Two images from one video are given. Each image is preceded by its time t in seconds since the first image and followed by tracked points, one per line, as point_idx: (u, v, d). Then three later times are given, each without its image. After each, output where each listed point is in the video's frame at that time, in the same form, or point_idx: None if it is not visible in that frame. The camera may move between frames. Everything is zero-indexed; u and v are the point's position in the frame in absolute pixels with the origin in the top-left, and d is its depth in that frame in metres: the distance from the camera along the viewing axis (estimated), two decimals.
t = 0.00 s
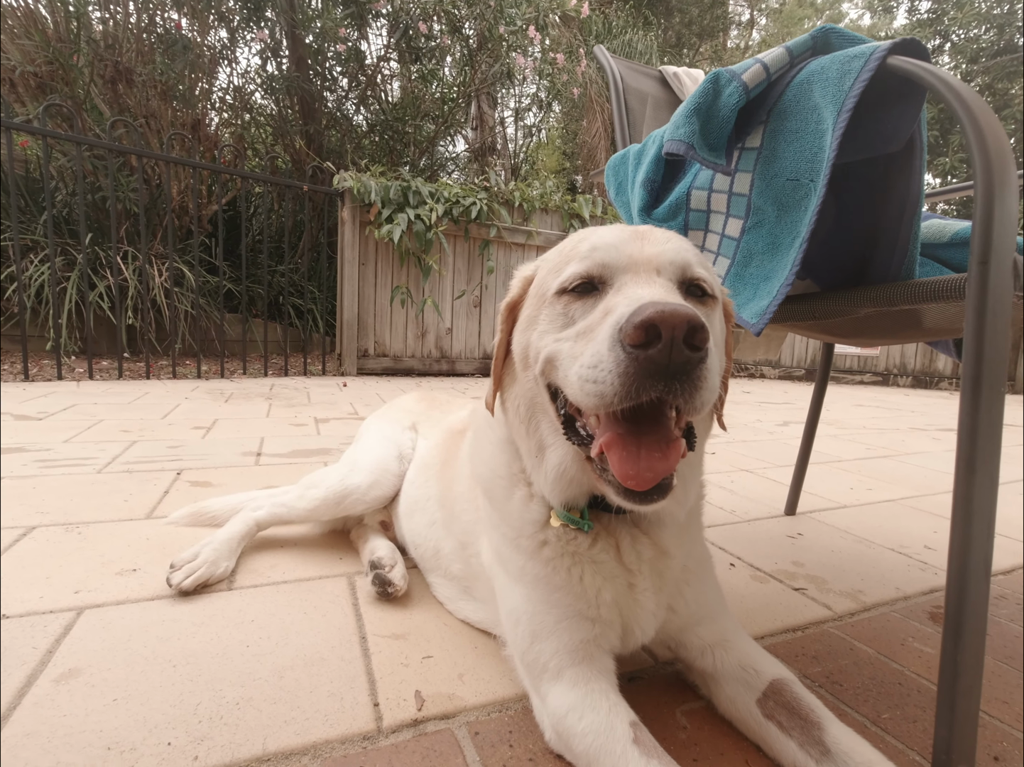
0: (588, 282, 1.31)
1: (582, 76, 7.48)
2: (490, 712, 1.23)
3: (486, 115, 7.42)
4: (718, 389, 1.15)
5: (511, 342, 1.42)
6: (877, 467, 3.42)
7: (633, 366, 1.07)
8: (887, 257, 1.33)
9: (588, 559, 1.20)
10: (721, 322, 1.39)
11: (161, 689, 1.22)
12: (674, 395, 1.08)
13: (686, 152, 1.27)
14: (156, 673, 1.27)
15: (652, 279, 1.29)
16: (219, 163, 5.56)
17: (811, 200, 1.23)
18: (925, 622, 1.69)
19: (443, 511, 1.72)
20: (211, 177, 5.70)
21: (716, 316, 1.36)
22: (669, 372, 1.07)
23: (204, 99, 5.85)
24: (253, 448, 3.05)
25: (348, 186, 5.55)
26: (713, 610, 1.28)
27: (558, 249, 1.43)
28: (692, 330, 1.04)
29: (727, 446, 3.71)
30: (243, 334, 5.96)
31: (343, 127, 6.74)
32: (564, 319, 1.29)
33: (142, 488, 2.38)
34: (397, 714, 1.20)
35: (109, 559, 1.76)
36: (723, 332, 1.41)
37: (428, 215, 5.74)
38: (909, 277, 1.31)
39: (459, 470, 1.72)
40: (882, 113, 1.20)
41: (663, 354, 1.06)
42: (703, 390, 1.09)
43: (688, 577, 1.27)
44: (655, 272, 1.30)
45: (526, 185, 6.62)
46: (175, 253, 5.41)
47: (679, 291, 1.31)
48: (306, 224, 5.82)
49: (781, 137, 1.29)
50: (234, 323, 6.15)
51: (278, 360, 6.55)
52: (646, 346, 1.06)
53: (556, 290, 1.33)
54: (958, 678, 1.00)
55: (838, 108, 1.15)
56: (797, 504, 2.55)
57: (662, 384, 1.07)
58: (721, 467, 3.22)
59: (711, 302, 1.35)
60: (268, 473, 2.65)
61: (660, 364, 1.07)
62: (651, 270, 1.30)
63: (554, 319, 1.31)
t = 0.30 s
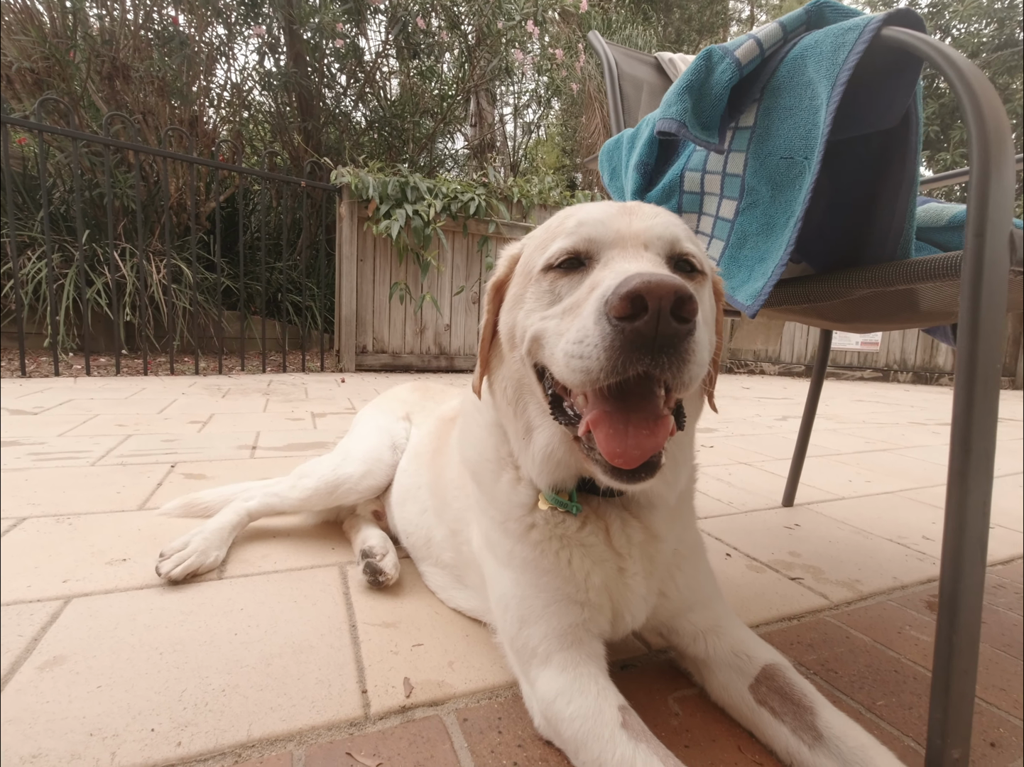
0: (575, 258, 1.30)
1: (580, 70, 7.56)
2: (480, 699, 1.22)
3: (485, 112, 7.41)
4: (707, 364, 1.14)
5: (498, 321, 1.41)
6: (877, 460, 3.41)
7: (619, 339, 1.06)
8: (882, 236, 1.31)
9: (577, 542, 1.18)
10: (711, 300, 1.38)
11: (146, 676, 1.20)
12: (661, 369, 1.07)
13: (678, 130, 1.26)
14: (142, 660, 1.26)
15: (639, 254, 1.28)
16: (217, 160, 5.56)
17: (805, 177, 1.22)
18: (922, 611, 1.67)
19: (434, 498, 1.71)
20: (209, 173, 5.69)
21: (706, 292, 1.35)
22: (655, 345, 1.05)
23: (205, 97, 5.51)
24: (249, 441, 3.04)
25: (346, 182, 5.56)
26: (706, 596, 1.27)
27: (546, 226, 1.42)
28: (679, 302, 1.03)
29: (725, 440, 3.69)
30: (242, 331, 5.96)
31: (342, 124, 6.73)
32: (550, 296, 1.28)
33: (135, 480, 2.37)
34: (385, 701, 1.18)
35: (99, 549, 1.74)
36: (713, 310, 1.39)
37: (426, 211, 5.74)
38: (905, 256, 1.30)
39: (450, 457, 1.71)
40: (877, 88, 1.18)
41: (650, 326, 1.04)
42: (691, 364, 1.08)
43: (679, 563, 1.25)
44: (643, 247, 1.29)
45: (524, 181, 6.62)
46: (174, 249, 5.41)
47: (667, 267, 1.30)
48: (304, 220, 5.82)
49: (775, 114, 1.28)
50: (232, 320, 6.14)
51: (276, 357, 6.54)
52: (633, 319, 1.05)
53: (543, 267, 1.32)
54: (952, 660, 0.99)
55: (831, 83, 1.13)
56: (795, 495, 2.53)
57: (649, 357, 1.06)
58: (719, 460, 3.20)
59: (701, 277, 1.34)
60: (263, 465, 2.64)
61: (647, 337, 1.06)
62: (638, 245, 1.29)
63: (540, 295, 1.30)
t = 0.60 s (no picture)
0: (554, 236, 1.31)
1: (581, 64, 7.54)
2: (472, 676, 1.23)
3: (485, 108, 7.41)
4: (684, 338, 1.15)
5: (485, 302, 1.44)
6: (877, 450, 3.40)
7: (590, 314, 1.09)
8: (872, 213, 1.31)
9: (566, 518, 1.19)
10: (694, 273, 1.38)
11: (141, 652, 1.21)
12: (633, 342, 1.09)
13: (666, 111, 1.26)
14: (140, 639, 1.27)
15: (616, 229, 1.29)
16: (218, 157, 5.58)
17: (793, 155, 1.22)
18: (917, 593, 1.67)
19: (428, 481, 1.73)
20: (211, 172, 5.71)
21: (688, 266, 1.35)
22: (626, 318, 1.08)
23: (204, 96, 5.72)
24: (249, 434, 3.06)
25: (346, 178, 5.58)
26: (696, 572, 1.27)
27: (527, 207, 1.44)
28: (646, 275, 1.05)
29: (725, 431, 3.69)
30: (245, 328, 5.99)
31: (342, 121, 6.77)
32: (530, 276, 1.30)
33: (136, 471, 2.39)
34: (378, 677, 1.20)
35: (99, 535, 1.76)
36: (698, 284, 1.39)
37: (426, 206, 5.74)
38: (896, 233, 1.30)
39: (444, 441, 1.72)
40: (865, 65, 1.18)
41: (619, 300, 1.07)
42: (664, 337, 1.10)
43: (669, 539, 1.26)
44: (620, 222, 1.30)
45: (524, 176, 6.62)
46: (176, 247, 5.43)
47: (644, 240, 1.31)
48: (306, 217, 5.84)
49: (764, 94, 1.28)
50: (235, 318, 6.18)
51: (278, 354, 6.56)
52: (602, 294, 1.08)
53: (523, 247, 1.34)
54: (938, 630, 0.99)
55: (817, 60, 1.13)
56: (793, 483, 2.52)
57: (620, 331, 1.09)
58: (718, 450, 3.20)
59: (682, 250, 1.34)
60: (262, 456, 2.66)
61: (616, 312, 1.08)
62: (615, 221, 1.30)
63: (522, 276, 1.32)
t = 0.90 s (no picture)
0: (502, 180, 1.32)
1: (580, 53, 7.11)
2: (445, 641, 1.21)
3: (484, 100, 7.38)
4: (629, 272, 1.15)
5: (445, 259, 1.47)
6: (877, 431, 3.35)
7: (525, 248, 1.11)
8: (852, 164, 1.30)
9: (536, 475, 1.21)
10: (653, 213, 1.37)
11: (108, 617, 1.18)
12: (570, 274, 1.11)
13: (638, 61, 1.24)
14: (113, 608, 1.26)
15: (563, 167, 1.29)
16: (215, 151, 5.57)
17: (768, 104, 1.19)
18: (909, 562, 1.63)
19: (409, 452, 1.73)
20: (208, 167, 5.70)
21: (645, 205, 1.34)
22: (560, 249, 1.10)
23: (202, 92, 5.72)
24: (242, 421, 3.05)
25: (343, 169, 5.56)
26: (673, 532, 1.26)
27: (481, 157, 1.46)
28: (576, 204, 1.08)
29: (722, 414, 3.65)
30: (245, 323, 5.99)
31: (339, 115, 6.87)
32: (481, 221, 1.32)
33: (125, 455, 2.38)
34: (350, 643, 1.18)
35: (81, 513, 1.75)
36: (657, 226, 1.38)
37: (423, 197, 5.72)
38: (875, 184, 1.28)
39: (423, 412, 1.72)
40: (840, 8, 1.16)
41: (551, 231, 1.09)
42: (601, 267, 1.11)
43: (644, 495, 1.26)
44: (568, 161, 1.31)
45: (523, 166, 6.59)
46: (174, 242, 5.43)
47: (595, 178, 1.31)
48: (304, 210, 5.83)
49: (738, 43, 1.25)
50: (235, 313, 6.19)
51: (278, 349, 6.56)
52: (535, 226, 1.10)
53: (475, 195, 1.36)
54: (917, 581, 0.96)
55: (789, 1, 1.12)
56: (787, 461, 2.48)
57: (556, 262, 1.11)
58: (715, 432, 3.16)
59: (637, 189, 1.32)
60: (253, 440, 2.65)
61: (549, 241, 1.10)
62: (563, 161, 1.31)
63: (475, 223, 1.34)
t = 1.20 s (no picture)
0: (495, 161, 1.32)
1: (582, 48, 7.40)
2: (448, 619, 1.21)
3: (487, 95, 7.37)
4: (622, 259, 1.15)
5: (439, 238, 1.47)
6: (884, 418, 3.32)
7: (515, 238, 1.10)
8: (855, 132, 1.29)
9: (536, 453, 1.21)
10: (650, 194, 1.36)
11: (116, 597, 1.20)
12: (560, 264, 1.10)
13: (636, 33, 1.25)
14: (121, 588, 1.27)
15: (557, 148, 1.29)
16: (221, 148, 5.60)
17: (767, 73, 1.20)
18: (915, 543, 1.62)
19: (412, 436, 1.74)
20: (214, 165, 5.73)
21: (641, 186, 1.33)
22: (549, 239, 1.09)
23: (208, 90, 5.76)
24: (248, 413, 3.07)
25: (346, 165, 5.57)
26: (674, 510, 1.27)
27: (474, 135, 1.45)
28: (565, 193, 1.06)
29: (728, 403, 3.63)
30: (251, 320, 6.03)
31: (343, 112, 6.81)
32: (474, 204, 1.32)
33: (134, 446, 2.40)
34: (354, 620, 1.18)
35: (90, 498, 1.77)
36: (654, 207, 1.37)
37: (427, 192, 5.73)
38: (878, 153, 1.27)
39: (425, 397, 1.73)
40: None
41: (540, 220, 1.08)
42: (592, 257, 1.10)
43: (644, 473, 1.27)
44: (562, 141, 1.31)
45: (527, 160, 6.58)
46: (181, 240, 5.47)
47: (589, 159, 1.31)
48: (309, 207, 5.85)
49: (736, 13, 1.25)
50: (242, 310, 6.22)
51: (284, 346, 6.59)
52: (525, 216, 1.08)
53: (468, 176, 1.36)
54: (920, 552, 0.96)
55: None
56: (793, 447, 2.47)
57: (545, 252, 1.10)
58: (721, 420, 3.15)
59: (633, 171, 1.32)
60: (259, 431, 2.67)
61: (540, 232, 1.09)
62: (557, 142, 1.31)
63: (468, 205, 1.34)
